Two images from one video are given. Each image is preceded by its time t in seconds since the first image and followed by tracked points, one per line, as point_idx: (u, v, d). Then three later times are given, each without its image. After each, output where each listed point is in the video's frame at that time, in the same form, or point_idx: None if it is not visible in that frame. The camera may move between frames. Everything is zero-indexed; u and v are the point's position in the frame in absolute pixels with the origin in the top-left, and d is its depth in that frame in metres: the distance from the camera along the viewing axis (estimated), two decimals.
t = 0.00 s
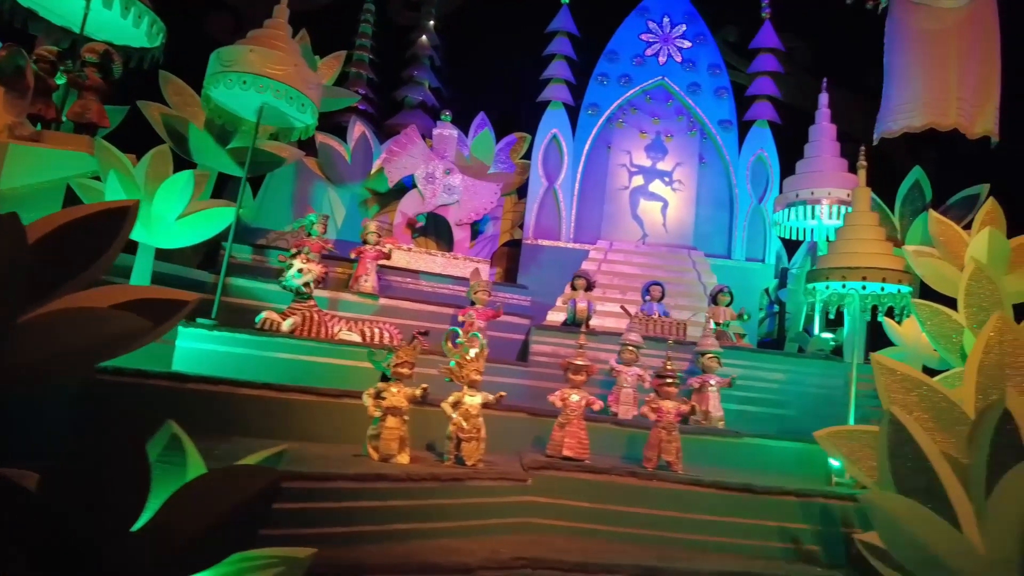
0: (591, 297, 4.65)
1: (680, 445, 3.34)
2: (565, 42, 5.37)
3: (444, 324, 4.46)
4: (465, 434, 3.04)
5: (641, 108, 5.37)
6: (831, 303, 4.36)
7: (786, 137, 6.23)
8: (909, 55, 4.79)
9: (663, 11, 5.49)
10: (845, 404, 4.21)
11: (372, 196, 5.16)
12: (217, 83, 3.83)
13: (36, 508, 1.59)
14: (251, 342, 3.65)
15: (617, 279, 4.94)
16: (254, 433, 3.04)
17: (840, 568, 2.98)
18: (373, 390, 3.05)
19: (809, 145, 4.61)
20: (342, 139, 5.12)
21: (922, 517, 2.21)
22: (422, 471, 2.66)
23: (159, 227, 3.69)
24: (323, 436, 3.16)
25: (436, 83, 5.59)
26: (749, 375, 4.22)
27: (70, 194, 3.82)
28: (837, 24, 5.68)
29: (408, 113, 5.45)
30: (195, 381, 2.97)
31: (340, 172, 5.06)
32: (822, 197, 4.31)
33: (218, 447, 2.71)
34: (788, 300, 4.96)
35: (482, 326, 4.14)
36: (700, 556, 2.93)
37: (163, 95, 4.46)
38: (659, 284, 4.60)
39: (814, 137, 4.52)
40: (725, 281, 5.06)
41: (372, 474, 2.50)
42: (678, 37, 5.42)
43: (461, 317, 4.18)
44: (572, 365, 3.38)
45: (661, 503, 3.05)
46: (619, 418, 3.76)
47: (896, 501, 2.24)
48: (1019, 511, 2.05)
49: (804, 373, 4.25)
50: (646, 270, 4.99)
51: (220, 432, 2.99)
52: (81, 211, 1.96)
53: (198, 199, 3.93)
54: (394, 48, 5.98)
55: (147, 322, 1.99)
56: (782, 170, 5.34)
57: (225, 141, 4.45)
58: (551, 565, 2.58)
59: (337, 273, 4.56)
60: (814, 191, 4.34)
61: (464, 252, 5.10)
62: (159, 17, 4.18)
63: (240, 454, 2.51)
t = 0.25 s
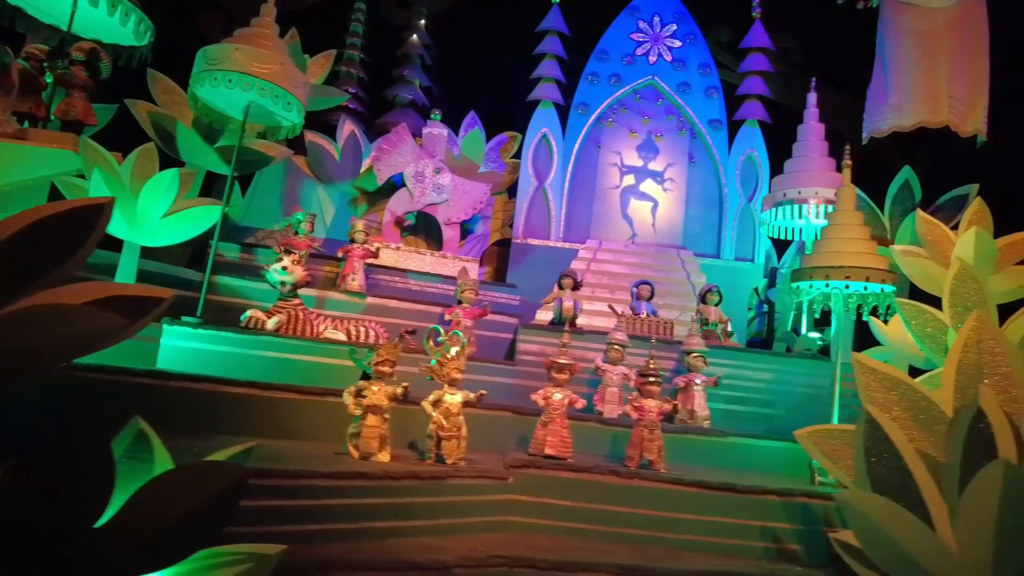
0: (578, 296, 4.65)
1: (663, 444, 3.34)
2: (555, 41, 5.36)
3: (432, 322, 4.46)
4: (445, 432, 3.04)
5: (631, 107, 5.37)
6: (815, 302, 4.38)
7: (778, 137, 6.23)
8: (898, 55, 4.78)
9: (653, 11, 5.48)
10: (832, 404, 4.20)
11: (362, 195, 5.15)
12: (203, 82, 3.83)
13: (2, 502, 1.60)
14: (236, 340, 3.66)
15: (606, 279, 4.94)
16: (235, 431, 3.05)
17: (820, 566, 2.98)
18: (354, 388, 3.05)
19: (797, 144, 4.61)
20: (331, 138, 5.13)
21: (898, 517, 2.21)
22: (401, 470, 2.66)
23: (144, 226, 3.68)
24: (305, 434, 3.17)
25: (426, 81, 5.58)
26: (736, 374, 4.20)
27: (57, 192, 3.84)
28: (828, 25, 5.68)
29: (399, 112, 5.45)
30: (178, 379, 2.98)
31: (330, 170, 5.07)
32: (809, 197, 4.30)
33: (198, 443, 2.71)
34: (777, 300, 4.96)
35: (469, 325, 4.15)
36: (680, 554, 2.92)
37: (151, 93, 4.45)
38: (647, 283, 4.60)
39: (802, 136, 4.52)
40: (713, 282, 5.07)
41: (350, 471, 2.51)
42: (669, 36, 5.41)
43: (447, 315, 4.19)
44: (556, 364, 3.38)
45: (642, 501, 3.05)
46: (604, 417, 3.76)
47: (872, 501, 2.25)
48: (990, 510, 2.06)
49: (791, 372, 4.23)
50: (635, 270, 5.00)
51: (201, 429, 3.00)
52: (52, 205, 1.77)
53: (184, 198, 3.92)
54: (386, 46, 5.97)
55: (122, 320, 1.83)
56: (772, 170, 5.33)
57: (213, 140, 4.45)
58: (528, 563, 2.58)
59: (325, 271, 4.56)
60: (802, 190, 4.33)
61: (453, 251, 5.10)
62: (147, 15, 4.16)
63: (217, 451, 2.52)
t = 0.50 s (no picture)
0: (566, 295, 4.65)
1: (647, 443, 3.33)
2: (546, 41, 5.37)
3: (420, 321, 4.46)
4: (429, 431, 3.04)
5: (621, 107, 5.37)
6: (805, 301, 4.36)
7: (770, 136, 6.23)
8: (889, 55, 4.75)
9: (643, 11, 5.49)
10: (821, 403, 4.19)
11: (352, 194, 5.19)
12: (189, 81, 3.83)
13: None
14: (222, 339, 3.65)
15: (595, 278, 4.94)
16: (218, 429, 3.05)
17: (803, 566, 2.97)
18: (337, 387, 3.05)
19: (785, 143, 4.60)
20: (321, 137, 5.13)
21: (874, 517, 2.20)
22: (381, 469, 2.67)
23: (129, 224, 3.68)
24: (288, 433, 3.17)
25: (417, 81, 5.59)
26: (723, 374, 4.20)
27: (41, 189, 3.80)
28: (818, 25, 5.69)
29: (389, 111, 5.46)
30: (161, 378, 2.98)
31: (319, 169, 5.07)
32: (796, 196, 4.30)
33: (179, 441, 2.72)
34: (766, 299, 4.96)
35: (456, 324, 4.16)
36: (661, 553, 2.91)
37: (140, 92, 4.45)
38: (636, 283, 4.60)
39: (790, 136, 4.52)
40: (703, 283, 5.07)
41: (328, 470, 2.50)
42: (659, 36, 5.41)
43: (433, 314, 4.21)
44: (541, 363, 3.37)
45: (624, 500, 3.04)
46: (590, 416, 3.76)
47: (849, 500, 2.23)
48: (964, 509, 2.07)
49: (778, 373, 4.20)
50: (624, 270, 5.00)
51: (183, 428, 3.00)
52: (37, 202, 1.89)
53: (170, 196, 3.92)
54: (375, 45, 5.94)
55: (99, 318, 1.96)
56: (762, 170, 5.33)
57: (201, 139, 4.43)
58: (506, 561, 2.57)
59: (313, 271, 4.56)
60: (789, 189, 4.33)
61: (443, 250, 5.10)
62: (134, 14, 4.14)
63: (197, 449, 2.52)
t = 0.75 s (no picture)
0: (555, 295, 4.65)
1: (633, 442, 3.32)
2: (536, 40, 5.36)
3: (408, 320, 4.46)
4: (414, 430, 3.02)
5: (611, 106, 5.37)
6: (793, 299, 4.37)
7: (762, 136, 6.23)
8: (885, 53, 4.65)
9: (634, 10, 5.49)
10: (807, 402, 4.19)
11: (342, 194, 5.17)
12: (175, 80, 3.83)
13: None
14: (208, 338, 3.66)
15: (584, 278, 4.94)
16: (200, 428, 3.05)
17: (785, 565, 2.97)
18: (321, 384, 3.06)
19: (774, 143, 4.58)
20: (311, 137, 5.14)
21: (848, 515, 2.19)
22: (360, 467, 2.68)
23: (117, 225, 3.66)
24: (271, 432, 3.17)
25: (408, 80, 5.59)
26: (710, 372, 4.20)
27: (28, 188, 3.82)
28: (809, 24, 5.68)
29: (380, 111, 5.46)
30: (143, 376, 2.98)
31: (308, 168, 5.08)
32: (784, 195, 4.30)
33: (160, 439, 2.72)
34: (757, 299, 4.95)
35: (441, 323, 4.17)
36: (643, 551, 2.91)
37: (128, 91, 4.43)
38: (625, 282, 4.60)
39: (779, 135, 4.50)
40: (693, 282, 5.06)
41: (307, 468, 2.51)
42: (649, 35, 5.41)
43: (419, 313, 4.22)
44: (527, 361, 3.36)
45: (607, 498, 3.04)
46: (576, 414, 3.77)
47: (822, 497, 2.23)
48: (937, 508, 2.07)
49: (766, 372, 4.19)
50: (614, 269, 5.00)
51: (165, 427, 3.00)
52: (22, 198, 1.89)
53: (156, 195, 3.91)
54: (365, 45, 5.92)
55: (77, 315, 1.95)
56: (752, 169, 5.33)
57: (189, 139, 4.44)
58: (486, 559, 2.57)
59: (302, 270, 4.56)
60: (777, 188, 4.32)
61: (433, 250, 5.09)
62: (121, 13, 4.14)
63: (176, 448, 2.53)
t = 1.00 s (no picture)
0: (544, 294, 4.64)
1: (620, 440, 3.31)
2: (526, 39, 5.36)
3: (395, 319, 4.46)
4: (398, 429, 3.02)
5: (602, 105, 5.37)
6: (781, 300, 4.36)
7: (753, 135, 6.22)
8: (873, 55, 4.63)
9: (624, 10, 5.49)
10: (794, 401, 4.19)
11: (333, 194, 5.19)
12: (162, 78, 3.83)
13: None
14: (192, 336, 3.65)
15: (574, 277, 4.94)
16: (183, 426, 3.05)
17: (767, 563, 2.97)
18: (306, 381, 3.06)
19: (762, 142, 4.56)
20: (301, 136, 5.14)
21: (826, 513, 2.19)
22: (340, 465, 2.69)
23: (101, 223, 3.66)
24: (255, 429, 3.17)
25: (399, 80, 5.59)
26: (698, 371, 4.20)
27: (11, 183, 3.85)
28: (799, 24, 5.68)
29: (371, 110, 5.46)
30: (126, 374, 2.98)
31: (297, 167, 5.09)
32: (771, 194, 4.30)
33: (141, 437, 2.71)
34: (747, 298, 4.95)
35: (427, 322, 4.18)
36: (626, 550, 2.91)
37: (116, 90, 4.44)
38: (614, 281, 4.60)
39: (767, 134, 4.49)
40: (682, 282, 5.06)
41: (286, 466, 2.51)
42: (640, 34, 5.42)
43: (406, 312, 4.22)
44: (513, 360, 3.36)
45: (591, 497, 3.03)
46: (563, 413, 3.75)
47: (800, 496, 2.22)
48: (911, 506, 2.07)
49: (753, 371, 4.20)
50: (604, 268, 5.00)
51: (148, 426, 3.00)
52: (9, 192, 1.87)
53: (143, 193, 3.91)
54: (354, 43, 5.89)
55: (49, 313, 1.93)
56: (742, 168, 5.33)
57: (178, 138, 4.42)
58: (467, 557, 2.57)
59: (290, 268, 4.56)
60: (764, 188, 4.33)
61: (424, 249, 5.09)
62: (109, 12, 4.13)
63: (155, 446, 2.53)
